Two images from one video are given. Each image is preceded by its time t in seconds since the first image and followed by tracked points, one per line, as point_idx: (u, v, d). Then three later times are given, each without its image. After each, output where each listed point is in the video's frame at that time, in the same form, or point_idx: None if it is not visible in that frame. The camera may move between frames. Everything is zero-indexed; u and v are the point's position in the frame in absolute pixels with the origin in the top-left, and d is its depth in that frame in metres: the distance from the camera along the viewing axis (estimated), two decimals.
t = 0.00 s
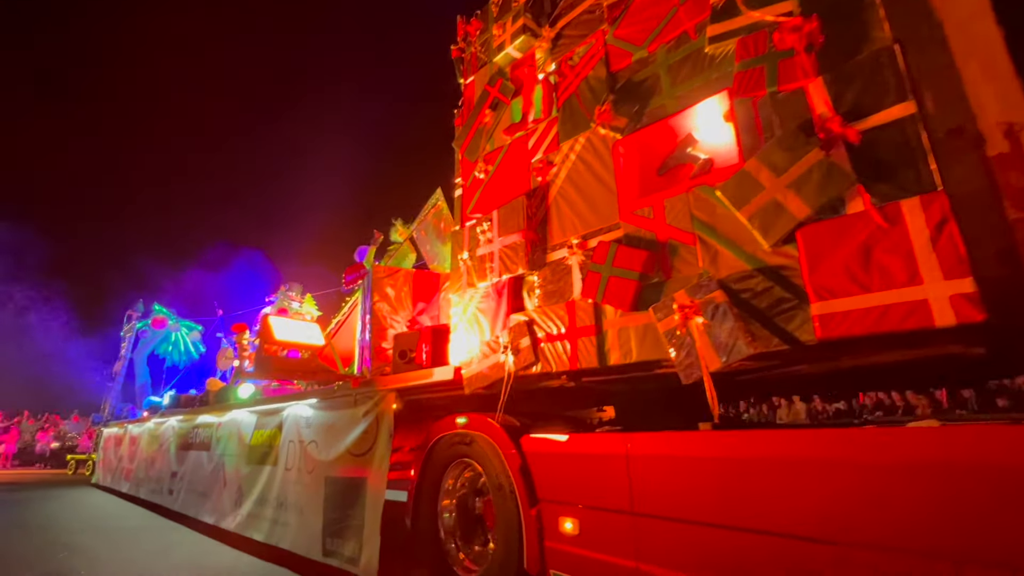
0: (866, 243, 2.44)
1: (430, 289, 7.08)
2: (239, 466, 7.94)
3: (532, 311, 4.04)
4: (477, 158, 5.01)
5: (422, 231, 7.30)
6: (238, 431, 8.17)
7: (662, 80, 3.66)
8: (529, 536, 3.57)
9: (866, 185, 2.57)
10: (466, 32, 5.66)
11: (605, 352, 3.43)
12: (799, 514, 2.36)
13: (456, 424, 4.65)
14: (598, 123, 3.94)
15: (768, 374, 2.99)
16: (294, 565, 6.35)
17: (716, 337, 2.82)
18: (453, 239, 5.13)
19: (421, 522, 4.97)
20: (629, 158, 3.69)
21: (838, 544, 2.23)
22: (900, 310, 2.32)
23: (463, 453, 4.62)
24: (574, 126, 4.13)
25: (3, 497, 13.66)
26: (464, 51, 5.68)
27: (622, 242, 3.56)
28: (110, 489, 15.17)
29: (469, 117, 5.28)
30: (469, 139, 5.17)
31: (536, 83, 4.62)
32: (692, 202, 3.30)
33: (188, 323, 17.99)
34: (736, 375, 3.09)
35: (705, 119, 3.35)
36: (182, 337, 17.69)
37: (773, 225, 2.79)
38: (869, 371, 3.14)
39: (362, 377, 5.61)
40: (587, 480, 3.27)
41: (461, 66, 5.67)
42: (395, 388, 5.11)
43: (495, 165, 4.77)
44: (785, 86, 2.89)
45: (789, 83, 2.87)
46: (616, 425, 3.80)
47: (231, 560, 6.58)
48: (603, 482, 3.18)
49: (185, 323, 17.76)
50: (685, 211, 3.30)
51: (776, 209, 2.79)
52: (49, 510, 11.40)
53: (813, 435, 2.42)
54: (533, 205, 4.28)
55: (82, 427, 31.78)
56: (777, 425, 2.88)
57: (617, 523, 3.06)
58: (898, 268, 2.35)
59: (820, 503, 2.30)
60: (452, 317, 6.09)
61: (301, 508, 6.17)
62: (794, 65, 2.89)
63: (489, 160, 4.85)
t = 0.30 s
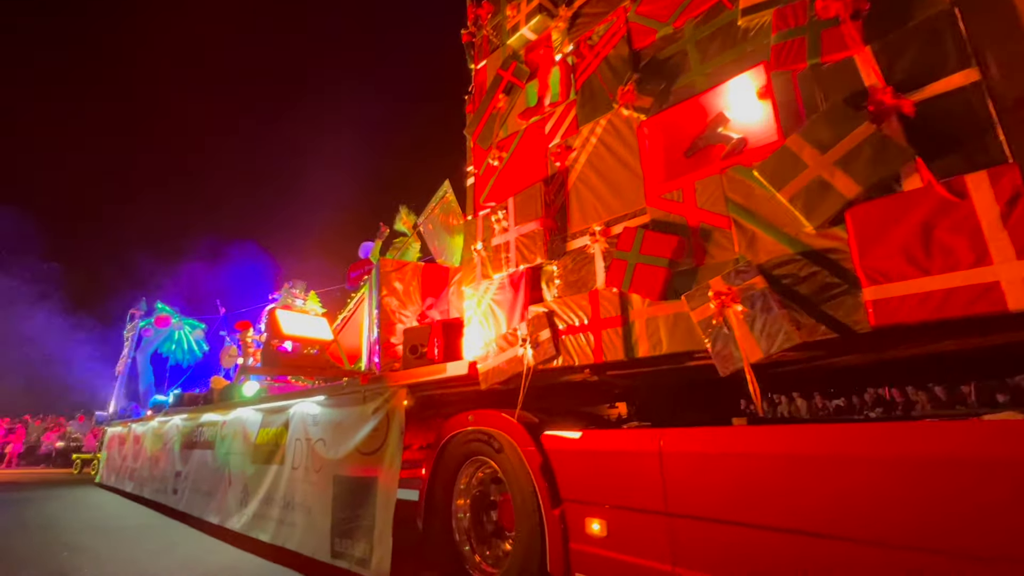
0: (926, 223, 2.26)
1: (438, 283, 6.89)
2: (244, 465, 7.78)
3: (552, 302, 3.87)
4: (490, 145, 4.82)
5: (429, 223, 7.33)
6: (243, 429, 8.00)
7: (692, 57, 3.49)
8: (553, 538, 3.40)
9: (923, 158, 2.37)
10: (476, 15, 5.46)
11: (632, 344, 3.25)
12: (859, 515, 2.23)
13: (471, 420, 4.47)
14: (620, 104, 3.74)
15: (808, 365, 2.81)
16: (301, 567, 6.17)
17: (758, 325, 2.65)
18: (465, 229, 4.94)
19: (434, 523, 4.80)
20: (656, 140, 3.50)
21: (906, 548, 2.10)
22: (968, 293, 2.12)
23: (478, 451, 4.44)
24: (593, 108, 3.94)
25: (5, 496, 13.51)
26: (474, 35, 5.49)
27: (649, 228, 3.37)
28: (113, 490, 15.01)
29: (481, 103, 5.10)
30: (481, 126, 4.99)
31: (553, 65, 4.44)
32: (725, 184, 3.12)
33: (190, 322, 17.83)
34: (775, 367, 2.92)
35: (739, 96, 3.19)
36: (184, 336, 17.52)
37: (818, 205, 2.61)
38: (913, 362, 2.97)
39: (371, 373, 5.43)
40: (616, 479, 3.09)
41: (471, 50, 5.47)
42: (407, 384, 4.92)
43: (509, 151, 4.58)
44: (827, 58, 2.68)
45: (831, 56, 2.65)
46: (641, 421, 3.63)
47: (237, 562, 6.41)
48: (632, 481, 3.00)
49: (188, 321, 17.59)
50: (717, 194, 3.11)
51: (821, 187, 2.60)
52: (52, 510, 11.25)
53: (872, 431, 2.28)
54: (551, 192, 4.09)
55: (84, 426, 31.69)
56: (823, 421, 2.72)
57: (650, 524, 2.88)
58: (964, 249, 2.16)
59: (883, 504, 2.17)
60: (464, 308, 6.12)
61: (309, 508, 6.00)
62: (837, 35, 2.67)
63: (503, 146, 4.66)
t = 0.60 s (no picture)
0: (992, 198, 2.08)
1: (446, 276, 6.68)
2: (247, 464, 7.60)
3: (570, 293, 3.70)
4: (502, 131, 4.64)
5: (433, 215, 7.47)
6: (246, 427, 7.83)
7: (720, 32, 3.30)
8: (574, 539, 3.25)
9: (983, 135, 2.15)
10: None
11: (658, 335, 3.08)
12: (917, 515, 2.08)
13: (485, 417, 4.30)
14: (642, 84, 3.55)
15: (851, 355, 2.64)
16: (306, 569, 6.00)
17: (800, 312, 2.48)
18: (475, 219, 4.73)
19: (447, 523, 4.62)
20: (680, 119, 3.30)
21: (971, 550, 1.93)
22: None
23: (492, 450, 4.26)
24: (613, 89, 3.76)
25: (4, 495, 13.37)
26: (483, 18, 5.30)
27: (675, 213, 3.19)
28: (114, 489, 14.85)
29: (491, 88, 4.92)
30: (492, 111, 4.81)
31: (569, 46, 4.26)
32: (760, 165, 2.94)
33: (190, 319, 17.62)
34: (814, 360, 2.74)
35: (772, 75, 2.99)
36: (184, 333, 17.32)
37: (866, 184, 2.42)
38: (959, 352, 2.82)
39: (377, 369, 5.24)
40: (645, 477, 2.92)
41: (480, 33, 5.28)
42: (416, 379, 4.75)
43: (522, 137, 4.41)
44: (874, 28, 2.49)
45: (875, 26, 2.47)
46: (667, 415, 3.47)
47: (241, 563, 6.25)
48: (661, 479, 2.84)
49: (187, 318, 17.38)
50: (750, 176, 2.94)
51: (869, 165, 2.43)
52: (51, 509, 11.08)
53: (930, 425, 2.12)
54: (569, 178, 3.93)
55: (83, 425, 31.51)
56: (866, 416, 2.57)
57: (681, 525, 2.73)
58: None
59: (944, 503, 2.02)
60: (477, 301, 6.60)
61: (314, 508, 5.83)
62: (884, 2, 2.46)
63: (515, 131, 4.48)
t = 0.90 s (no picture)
0: None
1: (452, 269, 6.50)
2: (247, 461, 7.43)
3: (588, 281, 3.54)
4: (512, 114, 4.45)
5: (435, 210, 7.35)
6: (246, 423, 7.66)
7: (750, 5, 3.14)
8: (595, 537, 3.10)
9: None
10: None
11: (686, 323, 2.92)
12: (978, 512, 1.94)
13: (497, 411, 4.15)
14: (665, 60, 3.37)
15: (894, 344, 2.50)
16: (310, 567, 5.86)
17: (844, 298, 2.33)
18: (485, 205, 4.53)
19: (457, 521, 4.47)
20: (707, 96, 3.15)
21: None
22: None
23: (505, 444, 4.09)
24: (632, 67, 3.59)
25: None
26: None
27: (702, 194, 3.02)
28: (111, 486, 14.64)
29: (500, 70, 4.73)
30: (501, 94, 4.61)
31: (584, 25, 4.09)
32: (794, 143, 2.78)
33: (186, 315, 17.35)
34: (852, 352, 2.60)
35: (806, 47, 2.82)
36: (180, 328, 17.06)
37: (916, 160, 2.26)
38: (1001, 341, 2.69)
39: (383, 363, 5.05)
40: (672, 473, 2.78)
41: (489, 14, 5.08)
42: (425, 372, 4.59)
43: (534, 120, 4.23)
44: None
45: None
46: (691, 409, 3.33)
47: (242, 562, 6.09)
48: (690, 475, 2.69)
49: (183, 314, 17.14)
50: (784, 156, 2.76)
51: (919, 139, 2.27)
52: (47, 507, 10.88)
53: (991, 419, 1.99)
54: (586, 162, 3.76)
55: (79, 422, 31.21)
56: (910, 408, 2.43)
57: (713, 523, 2.59)
58: None
59: (1010, 501, 1.87)
60: (485, 294, 6.52)
61: (319, 505, 5.68)
62: None
63: (527, 114, 4.30)
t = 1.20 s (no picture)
0: None
1: (457, 260, 6.34)
2: (248, 456, 7.29)
3: (606, 268, 3.40)
4: (523, 98, 4.30)
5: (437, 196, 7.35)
6: (246, 418, 7.52)
7: None
8: (615, 534, 2.97)
9: None
10: None
11: (713, 309, 2.79)
12: None
13: (507, 405, 4.00)
14: (689, 35, 3.20)
15: (938, 329, 2.36)
16: (314, 564, 5.72)
17: (888, 281, 2.20)
18: (494, 192, 4.37)
19: (466, 517, 4.34)
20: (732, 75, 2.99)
21: None
22: None
23: (517, 439, 3.95)
24: (651, 45, 3.44)
25: None
26: None
27: (729, 175, 2.88)
28: (109, 482, 14.49)
29: (509, 52, 4.57)
30: (511, 77, 4.46)
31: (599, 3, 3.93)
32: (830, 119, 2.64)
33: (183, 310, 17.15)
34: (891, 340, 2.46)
35: (840, 20, 2.65)
36: (178, 323, 16.88)
37: (968, 134, 2.12)
38: None
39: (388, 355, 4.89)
40: (698, 466, 2.65)
41: None
42: (432, 364, 4.45)
43: (547, 103, 4.07)
44: None
45: None
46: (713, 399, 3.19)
47: (244, 559, 5.96)
48: (720, 469, 2.56)
49: (181, 309, 16.96)
50: (819, 133, 2.65)
51: (974, 112, 2.11)
52: (43, 503, 10.74)
53: None
54: (603, 144, 3.61)
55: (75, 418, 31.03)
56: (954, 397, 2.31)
57: (745, 519, 2.46)
58: None
59: None
60: (491, 285, 6.43)
61: (322, 501, 5.54)
62: None
63: (538, 97, 4.14)
